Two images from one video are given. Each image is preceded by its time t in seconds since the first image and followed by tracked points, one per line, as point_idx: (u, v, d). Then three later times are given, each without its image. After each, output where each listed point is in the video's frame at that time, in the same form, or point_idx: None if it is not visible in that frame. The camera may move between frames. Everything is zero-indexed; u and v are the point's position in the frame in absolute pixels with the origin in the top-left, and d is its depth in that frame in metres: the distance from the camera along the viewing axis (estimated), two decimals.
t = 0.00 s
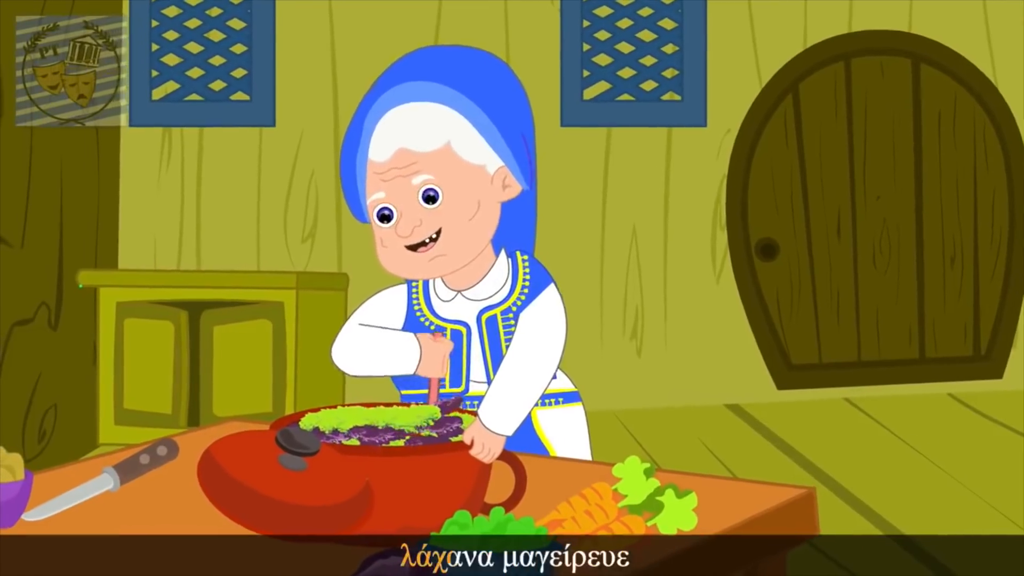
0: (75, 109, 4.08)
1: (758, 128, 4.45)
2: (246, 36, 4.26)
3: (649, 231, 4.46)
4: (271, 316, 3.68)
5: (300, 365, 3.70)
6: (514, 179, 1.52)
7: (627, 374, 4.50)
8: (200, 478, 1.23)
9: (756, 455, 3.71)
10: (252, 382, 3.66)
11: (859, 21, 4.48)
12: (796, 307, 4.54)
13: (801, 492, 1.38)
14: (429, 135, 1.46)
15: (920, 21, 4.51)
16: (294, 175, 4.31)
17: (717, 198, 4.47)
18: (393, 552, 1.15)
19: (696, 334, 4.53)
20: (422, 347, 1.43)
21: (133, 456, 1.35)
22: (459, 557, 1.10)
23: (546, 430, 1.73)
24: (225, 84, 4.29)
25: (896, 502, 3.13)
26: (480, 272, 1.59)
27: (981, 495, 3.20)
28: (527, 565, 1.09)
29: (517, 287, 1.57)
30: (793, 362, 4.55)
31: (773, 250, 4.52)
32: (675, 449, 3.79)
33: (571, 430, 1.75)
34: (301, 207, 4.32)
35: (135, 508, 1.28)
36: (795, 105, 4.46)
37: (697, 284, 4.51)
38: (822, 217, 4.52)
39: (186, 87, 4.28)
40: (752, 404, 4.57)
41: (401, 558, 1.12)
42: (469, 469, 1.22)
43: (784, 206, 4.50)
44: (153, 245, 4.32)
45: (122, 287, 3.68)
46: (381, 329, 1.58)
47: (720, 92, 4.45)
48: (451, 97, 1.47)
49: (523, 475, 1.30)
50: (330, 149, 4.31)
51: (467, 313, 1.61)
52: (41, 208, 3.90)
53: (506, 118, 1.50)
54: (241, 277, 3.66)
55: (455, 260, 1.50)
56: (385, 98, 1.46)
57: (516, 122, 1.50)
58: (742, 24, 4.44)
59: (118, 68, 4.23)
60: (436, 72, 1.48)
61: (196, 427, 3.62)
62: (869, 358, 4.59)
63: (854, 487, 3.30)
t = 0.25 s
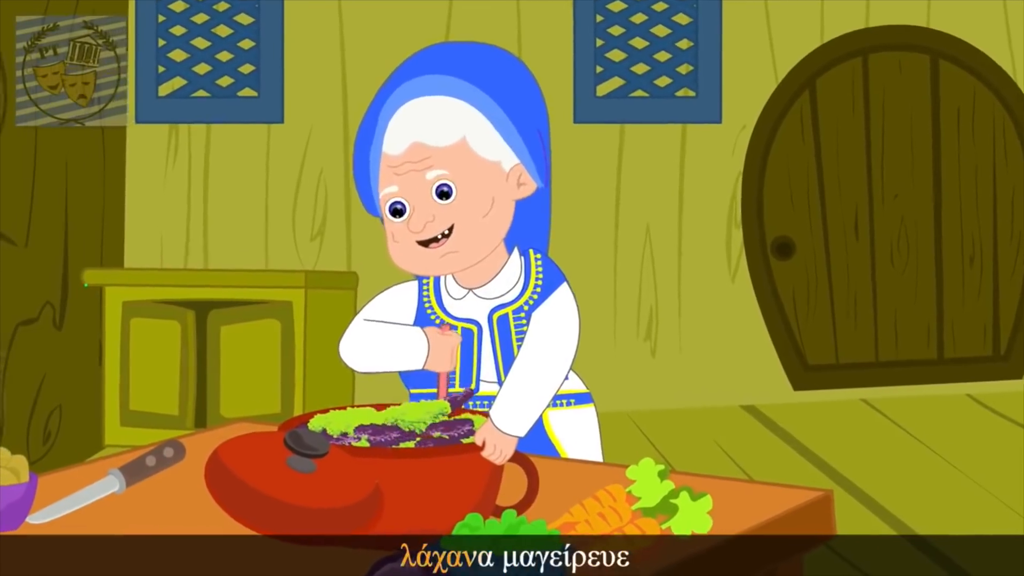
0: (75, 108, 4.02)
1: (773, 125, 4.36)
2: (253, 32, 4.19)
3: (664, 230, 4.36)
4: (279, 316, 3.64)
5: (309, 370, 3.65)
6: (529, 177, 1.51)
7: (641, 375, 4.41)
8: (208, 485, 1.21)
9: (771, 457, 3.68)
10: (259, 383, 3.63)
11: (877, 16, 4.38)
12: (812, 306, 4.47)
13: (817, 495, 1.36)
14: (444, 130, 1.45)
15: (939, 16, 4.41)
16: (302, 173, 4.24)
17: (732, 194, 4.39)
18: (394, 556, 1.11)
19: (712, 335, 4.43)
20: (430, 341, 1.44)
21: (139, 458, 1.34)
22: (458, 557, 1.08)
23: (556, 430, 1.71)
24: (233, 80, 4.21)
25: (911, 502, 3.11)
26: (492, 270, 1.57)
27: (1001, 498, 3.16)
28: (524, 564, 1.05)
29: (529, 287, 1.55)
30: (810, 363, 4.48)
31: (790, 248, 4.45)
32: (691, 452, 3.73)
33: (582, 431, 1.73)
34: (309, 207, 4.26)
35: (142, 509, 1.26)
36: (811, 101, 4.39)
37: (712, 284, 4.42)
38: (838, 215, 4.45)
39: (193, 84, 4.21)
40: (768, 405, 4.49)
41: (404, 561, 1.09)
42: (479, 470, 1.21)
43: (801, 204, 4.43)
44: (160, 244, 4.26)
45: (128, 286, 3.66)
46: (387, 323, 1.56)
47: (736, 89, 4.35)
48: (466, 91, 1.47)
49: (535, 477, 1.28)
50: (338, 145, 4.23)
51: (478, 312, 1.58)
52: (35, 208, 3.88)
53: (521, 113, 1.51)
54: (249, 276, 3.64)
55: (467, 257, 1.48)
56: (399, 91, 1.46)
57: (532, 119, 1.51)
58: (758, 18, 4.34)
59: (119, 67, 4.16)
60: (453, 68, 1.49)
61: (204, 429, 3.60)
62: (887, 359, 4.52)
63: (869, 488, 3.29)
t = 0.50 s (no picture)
0: (75, 108, 3.97)
1: (789, 122, 4.30)
2: (262, 27, 4.10)
3: (678, 227, 4.30)
4: (287, 315, 3.60)
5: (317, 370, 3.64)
6: (549, 176, 1.52)
7: (655, 376, 4.36)
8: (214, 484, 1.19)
9: (786, 458, 3.65)
10: (266, 385, 3.59)
11: (895, 11, 4.31)
12: (829, 305, 4.41)
13: (833, 497, 1.34)
14: (469, 120, 1.46)
15: (958, 10, 4.35)
16: (311, 173, 4.15)
17: (748, 191, 4.32)
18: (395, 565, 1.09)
19: (727, 336, 4.37)
20: (438, 343, 1.43)
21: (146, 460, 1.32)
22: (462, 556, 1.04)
23: (564, 434, 1.69)
24: (241, 77, 4.13)
25: (928, 503, 3.10)
26: (505, 265, 1.55)
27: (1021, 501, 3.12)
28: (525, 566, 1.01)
29: (542, 284, 1.54)
30: (827, 364, 4.42)
31: (806, 247, 4.38)
32: (706, 455, 3.69)
33: (589, 434, 1.71)
34: (319, 203, 4.16)
35: (152, 509, 1.25)
36: (828, 97, 4.32)
37: (728, 283, 4.36)
38: (856, 214, 4.39)
39: (200, 80, 4.12)
40: (784, 407, 4.42)
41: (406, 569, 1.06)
42: (491, 473, 1.19)
43: (817, 203, 4.37)
44: (167, 242, 4.16)
45: (133, 284, 3.64)
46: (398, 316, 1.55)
47: (753, 85, 4.29)
48: (493, 83, 1.49)
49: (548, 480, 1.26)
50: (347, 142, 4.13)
51: (488, 308, 1.56)
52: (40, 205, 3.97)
53: (546, 112, 1.52)
54: (254, 276, 3.61)
55: (479, 251, 1.48)
56: (429, 76, 1.48)
57: (556, 119, 1.53)
58: (774, 14, 4.28)
59: (121, 68, 4.04)
60: (486, 61, 1.51)
61: (212, 431, 3.57)
62: (905, 359, 4.46)
63: (885, 488, 3.27)
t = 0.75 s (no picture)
0: (75, 108, 3.93)
1: (806, 120, 4.26)
2: (270, 23, 4.06)
3: (692, 225, 4.27)
4: (297, 315, 3.59)
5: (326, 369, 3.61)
6: (553, 172, 1.48)
7: (669, 375, 4.32)
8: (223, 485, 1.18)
9: (800, 460, 3.64)
10: (276, 385, 3.56)
11: (912, 6, 4.28)
12: (847, 305, 4.37)
13: (850, 500, 1.32)
14: (466, 124, 1.41)
15: (976, 5, 4.32)
16: (320, 168, 4.12)
17: (763, 188, 4.29)
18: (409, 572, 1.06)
19: (741, 336, 4.34)
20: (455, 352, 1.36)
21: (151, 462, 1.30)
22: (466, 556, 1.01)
23: (582, 435, 1.66)
24: (248, 72, 4.10)
25: (945, 505, 3.08)
26: (516, 266, 1.53)
27: None
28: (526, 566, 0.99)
29: (554, 284, 1.52)
30: (844, 365, 4.38)
31: (822, 246, 4.35)
32: (721, 457, 3.66)
33: (607, 434, 1.68)
34: (327, 201, 4.13)
35: (160, 513, 1.23)
36: (845, 93, 4.28)
37: (744, 282, 4.33)
38: (873, 211, 4.35)
39: (207, 75, 4.10)
40: (800, 407, 4.39)
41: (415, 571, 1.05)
42: (503, 474, 1.16)
43: (834, 202, 4.33)
44: (174, 240, 4.14)
45: (139, 284, 3.61)
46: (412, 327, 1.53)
47: (768, 81, 4.25)
48: (490, 85, 1.43)
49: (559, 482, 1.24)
50: (357, 140, 4.12)
51: (501, 311, 1.55)
52: (43, 207, 3.93)
53: (548, 110, 1.46)
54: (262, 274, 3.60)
55: (489, 254, 1.45)
56: (419, 84, 1.42)
57: (557, 114, 1.46)
58: (789, 11, 4.25)
59: (120, 68, 4.01)
60: (477, 60, 1.45)
61: (218, 431, 3.55)
62: (923, 359, 4.42)
63: (899, 489, 3.26)
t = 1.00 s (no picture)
0: (74, 108, 3.90)
1: (822, 116, 4.24)
2: (278, 18, 4.04)
3: (706, 224, 4.24)
4: (305, 314, 3.52)
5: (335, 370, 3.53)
6: (563, 169, 1.45)
7: (683, 376, 4.29)
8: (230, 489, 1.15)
9: (816, 461, 3.62)
10: (285, 386, 3.53)
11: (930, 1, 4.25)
12: (864, 304, 4.34)
13: (867, 502, 1.30)
14: (473, 122, 1.40)
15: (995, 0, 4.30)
16: (329, 165, 4.10)
17: (779, 185, 4.26)
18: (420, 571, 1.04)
19: (756, 336, 4.31)
20: (469, 355, 1.34)
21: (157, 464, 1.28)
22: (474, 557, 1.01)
23: (597, 436, 1.65)
24: (256, 69, 4.07)
25: (963, 507, 3.06)
26: (528, 266, 1.52)
27: None
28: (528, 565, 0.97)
29: (566, 284, 1.50)
30: (861, 365, 4.35)
31: (839, 245, 4.32)
32: (736, 458, 3.64)
33: (622, 436, 1.67)
34: (336, 200, 4.11)
35: (171, 515, 1.20)
36: (861, 89, 4.26)
37: (758, 281, 4.30)
38: (890, 210, 4.33)
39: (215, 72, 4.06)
40: (816, 408, 4.36)
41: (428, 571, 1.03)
42: (515, 475, 1.13)
43: (850, 200, 4.30)
44: (180, 237, 4.13)
45: (145, 283, 3.59)
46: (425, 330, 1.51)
47: (783, 77, 4.22)
48: (496, 82, 1.42)
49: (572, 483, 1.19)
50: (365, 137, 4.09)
51: (513, 312, 1.54)
52: (47, 208, 3.92)
53: (556, 105, 1.44)
54: (266, 274, 3.53)
55: (500, 255, 1.44)
56: (424, 84, 1.40)
57: (566, 108, 1.44)
58: (803, 7, 4.22)
59: (120, 68, 3.97)
60: (481, 56, 1.43)
61: (226, 433, 3.52)
62: (940, 359, 4.39)
63: (915, 489, 3.25)
